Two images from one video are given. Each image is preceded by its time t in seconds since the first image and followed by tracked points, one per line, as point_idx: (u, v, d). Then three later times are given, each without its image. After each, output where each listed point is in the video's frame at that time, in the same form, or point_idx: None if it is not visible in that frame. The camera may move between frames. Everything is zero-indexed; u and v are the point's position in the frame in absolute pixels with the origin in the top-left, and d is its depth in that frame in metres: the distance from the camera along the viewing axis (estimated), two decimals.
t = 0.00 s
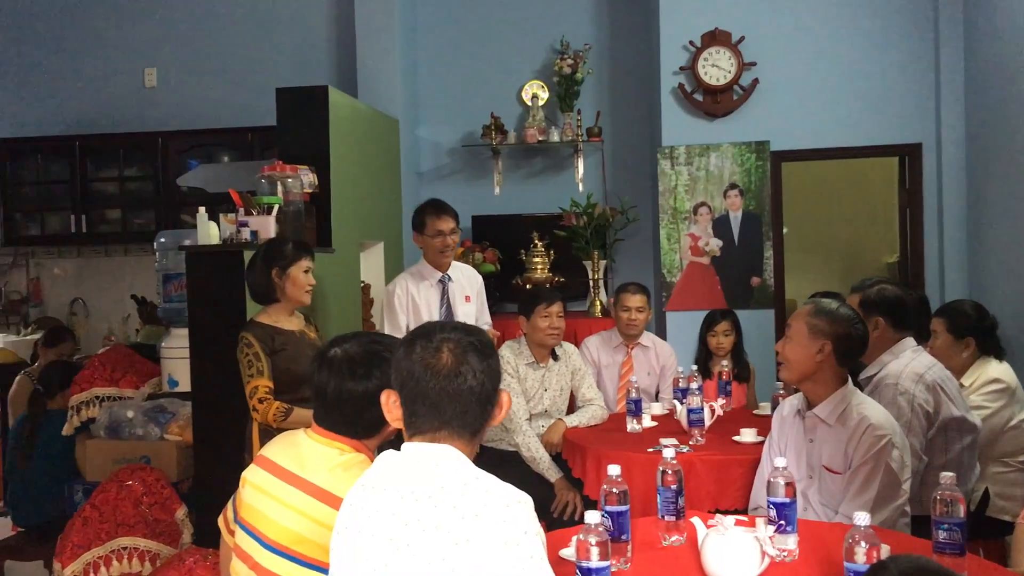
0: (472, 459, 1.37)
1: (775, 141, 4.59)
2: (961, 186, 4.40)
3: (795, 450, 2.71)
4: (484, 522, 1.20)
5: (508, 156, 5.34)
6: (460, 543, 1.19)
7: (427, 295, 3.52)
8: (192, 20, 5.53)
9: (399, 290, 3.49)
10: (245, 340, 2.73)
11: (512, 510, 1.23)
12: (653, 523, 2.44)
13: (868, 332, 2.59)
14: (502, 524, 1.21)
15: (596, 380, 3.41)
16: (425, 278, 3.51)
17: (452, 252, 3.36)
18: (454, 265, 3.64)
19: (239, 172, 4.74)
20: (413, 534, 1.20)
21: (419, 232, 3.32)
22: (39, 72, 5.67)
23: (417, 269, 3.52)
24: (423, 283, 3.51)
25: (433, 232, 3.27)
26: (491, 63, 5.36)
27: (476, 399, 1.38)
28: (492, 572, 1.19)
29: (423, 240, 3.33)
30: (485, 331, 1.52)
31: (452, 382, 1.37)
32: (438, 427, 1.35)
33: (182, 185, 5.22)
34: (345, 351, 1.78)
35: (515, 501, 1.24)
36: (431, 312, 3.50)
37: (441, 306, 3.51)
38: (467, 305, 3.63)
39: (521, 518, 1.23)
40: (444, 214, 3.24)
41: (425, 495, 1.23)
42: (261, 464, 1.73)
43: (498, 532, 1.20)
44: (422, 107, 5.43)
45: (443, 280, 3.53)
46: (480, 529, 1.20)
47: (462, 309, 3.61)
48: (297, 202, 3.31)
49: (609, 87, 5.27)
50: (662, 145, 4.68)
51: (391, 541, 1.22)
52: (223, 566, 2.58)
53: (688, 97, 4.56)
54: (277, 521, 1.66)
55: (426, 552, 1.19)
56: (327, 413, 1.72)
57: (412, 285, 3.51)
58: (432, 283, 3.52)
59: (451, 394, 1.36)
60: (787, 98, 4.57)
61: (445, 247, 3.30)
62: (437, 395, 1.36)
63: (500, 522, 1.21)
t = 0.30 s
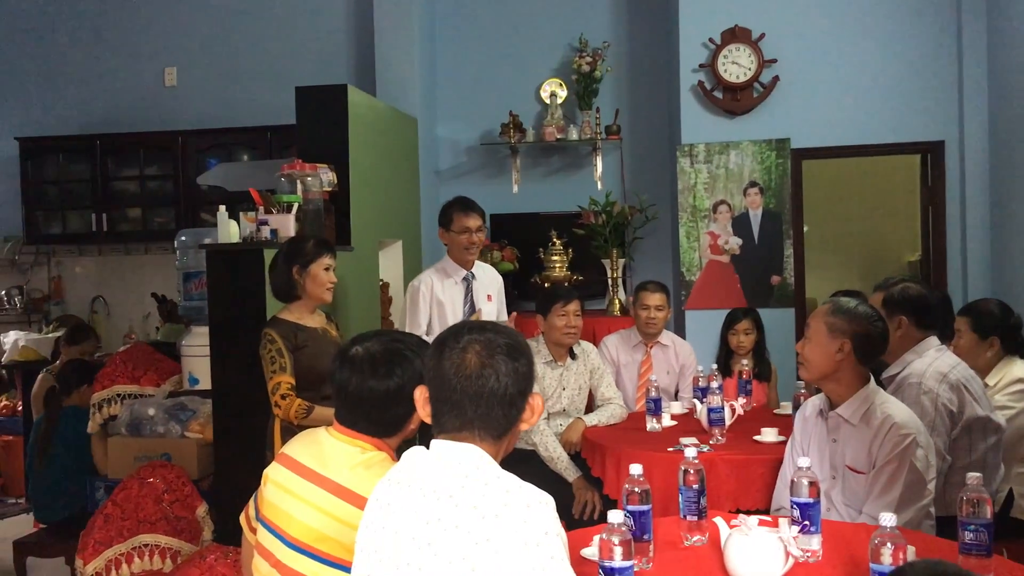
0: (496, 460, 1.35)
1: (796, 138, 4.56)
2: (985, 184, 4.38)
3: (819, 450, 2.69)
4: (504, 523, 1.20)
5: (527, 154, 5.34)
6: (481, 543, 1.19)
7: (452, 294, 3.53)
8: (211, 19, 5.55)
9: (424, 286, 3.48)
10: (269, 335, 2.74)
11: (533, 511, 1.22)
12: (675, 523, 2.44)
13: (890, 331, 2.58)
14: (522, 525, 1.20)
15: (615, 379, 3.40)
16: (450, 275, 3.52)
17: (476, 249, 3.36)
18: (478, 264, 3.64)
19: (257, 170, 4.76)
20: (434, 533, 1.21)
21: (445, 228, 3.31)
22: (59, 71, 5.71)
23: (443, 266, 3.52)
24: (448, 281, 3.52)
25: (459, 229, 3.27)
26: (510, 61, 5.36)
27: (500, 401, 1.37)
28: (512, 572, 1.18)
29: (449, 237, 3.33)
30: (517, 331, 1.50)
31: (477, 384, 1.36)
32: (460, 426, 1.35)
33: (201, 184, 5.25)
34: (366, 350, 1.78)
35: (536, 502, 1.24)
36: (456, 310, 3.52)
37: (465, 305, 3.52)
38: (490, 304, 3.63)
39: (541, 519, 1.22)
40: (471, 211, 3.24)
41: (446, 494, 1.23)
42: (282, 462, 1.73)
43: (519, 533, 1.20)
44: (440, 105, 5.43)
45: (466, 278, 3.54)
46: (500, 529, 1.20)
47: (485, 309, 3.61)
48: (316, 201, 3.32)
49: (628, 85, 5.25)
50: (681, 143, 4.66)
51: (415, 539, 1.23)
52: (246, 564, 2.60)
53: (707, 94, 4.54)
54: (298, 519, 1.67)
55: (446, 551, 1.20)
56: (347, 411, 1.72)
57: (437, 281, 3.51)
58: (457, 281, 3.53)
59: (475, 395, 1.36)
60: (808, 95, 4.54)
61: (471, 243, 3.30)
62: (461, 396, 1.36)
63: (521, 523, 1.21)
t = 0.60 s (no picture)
0: (504, 462, 1.37)
1: (800, 137, 4.55)
2: (990, 183, 4.37)
3: (821, 450, 2.68)
4: (508, 521, 1.19)
5: (530, 153, 5.32)
6: (485, 541, 1.18)
7: (456, 291, 3.53)
8: (214, 18, 5.54)
9: (428, 284, 3.48)
10: (274, 334, 2.75)
11: (537, 509, 1.21)
12: (679, 522, 2.43)
13: (888, 331, 2.58)
14: (527, 522, 1.19)
15: (618, 378, 3.39)
16: (455, 273, 3.52)
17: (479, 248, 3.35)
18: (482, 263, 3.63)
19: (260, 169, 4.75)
20: (438, 532, 1.20)
21: (449, 226, 3.31)
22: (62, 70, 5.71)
23: (447, 263, 3.53)
24: (453, 278, 3.52)
25: (463, 227, 3.27)
26: (513, 59, 5.35)
27: (511, 404, 1.38)
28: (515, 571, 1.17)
29: (452, 236, 3.33)
30: (534, 338, 1.52)
31: (488, 385, 1.38)
32: (469, 426, 1.36)
33: (204, 183, 5.24)
34: (370, 349, 1.77)
35: (540, 500, 1.23)
36: (460, 307, 3.51)
37: (470, 302, 3.52)
38: (495, 303, 3.60)
39: (545, 516, 1.21)
40: (476, 209, 3.24)
41: (451, 493, 1.22)
42: (285, 462, 1.72)
43: (523, 531, 1.19)
44: (443, 104, 5.43)
45: (471, 276, 3.54)
46: (504, 527, 1.18)
47: (489, 307, 3.58)
48: (319, 200, 3.31)
49: (631, 83, 5.24)
50: (685, 141, 4.64)
51: (419, 538, 1.21)
52: (249, 564, 2.59)
53: (711, 92, 4.52)
54: (302, 519, 1.66)
55: (450, 549, 1.18)
56: (352, 411, 1.72)
57: (442, 279, 3.51)
58: (461, 278, 3.53)
59: (485, 396, 1.37)
60: (812, 93, 4.53)
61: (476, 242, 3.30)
62: (471, 396, 1.37)
63: (525, 521, 1.20)
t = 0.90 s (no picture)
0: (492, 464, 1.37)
1: (784, 136, 4.57)
2: (973, 181, 4.39)
3: (803, 447, 2.68)
4: (492, 518, 1.19)
5: (515, 151, 5.32)
6: (469, 539, 1.17)
7: (441, 288, 3.51)
8: (198, 16, 5.51)
9: (413, 281, 3.49)
10: (258, 333, 2.73)
11: (520, 506, 1.21)
12: (664, 521, 2.43)
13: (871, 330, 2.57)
14: (510, 520, 1.20)
15: (604, 376, 3.40)
16: (440, 269, 3.51)
17: (458, 245, 3.36)
18: (470, 262, 3.61)
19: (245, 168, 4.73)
20: (422, 530, 1.19)
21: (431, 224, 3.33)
22: (45, 68, 5.67)
23: (433, 261, 3.52)
24: (437, 274, 3.51)
25: (446, 224, 3.27)
26: (499, 57, 5.34)
27: (501, 408, 1.38)
28: (499, 568, 1.17)
29: (435, 233, 3.34)
30: (530, 344, 1.53)
31: (480, 387, 1.39)
32: (458, 426, 1.37)
33: (188, 181, 5.21)
34: (355, 348, 1.79)
35: (523, 498, 1.23)
36: (444, 304, 3.50)
37: (455, 300, 3.50)
38: (483, 302, 3.58)
39: (529, 514, 1.21)
40: (457, 208, 3.23)
41: (434, 491, 1.22)
42: (268, 461, 1.71)
43: (506, 529, 1.19)
44: (428, 102, 5.42)
45: (457, 274, 3.52)
46: (488, 525, 1.18)
47: (476, 306, 3.56)
48: (303, 198, 3.30)
49: (616, 82, 5.25)
50: (670, 140, 4.66)
51: (402, 536, 1.21)
52: (232, 564, 2.58)
53: (696, 91, 4.53)
54: (285, 519, 1.65)
55: (434, 547, 1.18)
56: (335, 410, 1.73)
57: (427, 277, 3.51)
58: (448, 276, 3.51)
59: (476, 397, 1.38)
60: (795, 92, 4.54)
61: (451, 240, 3.31)
62: (462, 397, 1.38)
63: (508, 519, 1.20)
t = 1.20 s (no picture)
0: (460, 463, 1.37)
1: (752, 134, 4.60)
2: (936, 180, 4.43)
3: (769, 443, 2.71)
4: (458, 516, 1.18)
5: (485, 149, 5.32)
6: (434, 536, 1.17)
7: (410, 286, 3.52)
8: (167, 13, 5.46)
9: (382, 279, 3.52)
10: (226, 332, 2.70)
11: (487, 504, 1.21)
12: (632, 517, 2.43)
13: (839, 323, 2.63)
14: (476, 518, 1.19)
15: (573, 374, 3.40)
16: (410, 267, 3.52)
17: (425, 244, 3.35)
18: (441, 259, 3.59)
19: (214, 165, 4.69)
20: (388, 528, 1.19)
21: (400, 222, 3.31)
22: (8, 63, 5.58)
23: (404, 259, 3.54)
24: (407, 271, 3.51)
25: (413, 223, 3.25)
26: (468, 55, 5.34)
27: (469, 408, 1.38)
28: (464, 567, 1.16)
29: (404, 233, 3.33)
30: (502, 344, 1.52)
31: (449, 387, 1.38)
32: (427, 425, 1.36)
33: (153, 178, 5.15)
34: (321, 347, 1.74)
35: (489, 496, 1.22)
36: (413, 301, 3.50)
37: (425, 297, 3.49)
38: (453, 301, 3.57)
39: (495, 512, 1.21)
40: (426, 208, 3.21)
41: (400, 488, 1.21)
42: (233, 461, 1.70)
43: (472, 527, 1.18)
44: (397, 100, 5.40)
45: (427, 272, 3.51)
46: (454, 522, 1.18)
47: (446, 305, 3.55)
48: (271, 195, 3.28)
49: (585, 80, 5.27)
50: (639, 138, 4.67)
51: (367, 534, 1.20)
52: (196, 563, 2.55)
53: (665, 90, 4.55)
54: (251, 520, 1.63)
55: (400, 545, 1.17)
56: (302, 410, 1.69)
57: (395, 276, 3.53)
58: (417, 273, 3.51)
59: (445, 397, 1.37)
60: (762, 90, 4.58)
61: (417, 239, 3.30)
62: (432, 396, 1.37)
63: (474, 517, 1.19)
